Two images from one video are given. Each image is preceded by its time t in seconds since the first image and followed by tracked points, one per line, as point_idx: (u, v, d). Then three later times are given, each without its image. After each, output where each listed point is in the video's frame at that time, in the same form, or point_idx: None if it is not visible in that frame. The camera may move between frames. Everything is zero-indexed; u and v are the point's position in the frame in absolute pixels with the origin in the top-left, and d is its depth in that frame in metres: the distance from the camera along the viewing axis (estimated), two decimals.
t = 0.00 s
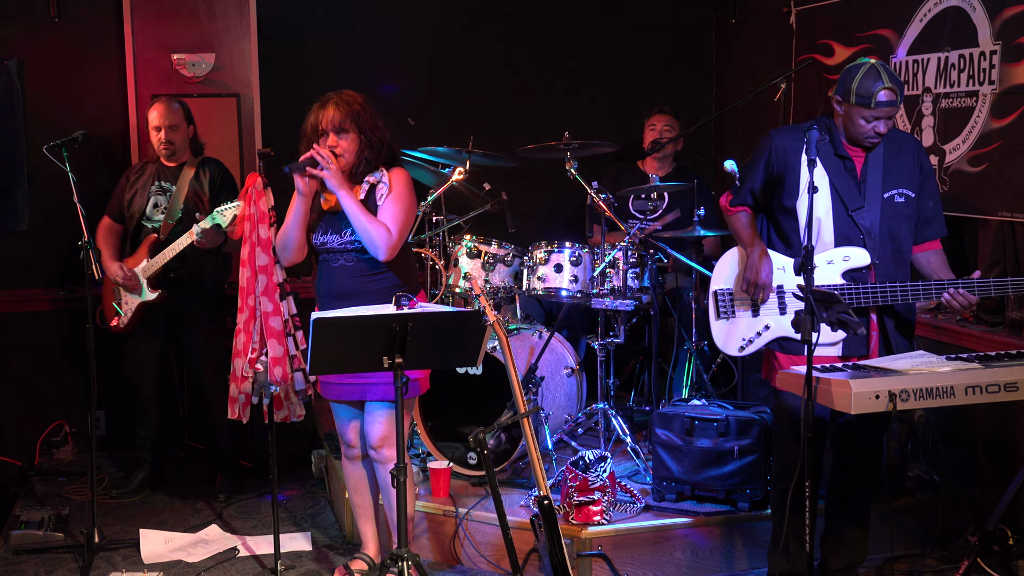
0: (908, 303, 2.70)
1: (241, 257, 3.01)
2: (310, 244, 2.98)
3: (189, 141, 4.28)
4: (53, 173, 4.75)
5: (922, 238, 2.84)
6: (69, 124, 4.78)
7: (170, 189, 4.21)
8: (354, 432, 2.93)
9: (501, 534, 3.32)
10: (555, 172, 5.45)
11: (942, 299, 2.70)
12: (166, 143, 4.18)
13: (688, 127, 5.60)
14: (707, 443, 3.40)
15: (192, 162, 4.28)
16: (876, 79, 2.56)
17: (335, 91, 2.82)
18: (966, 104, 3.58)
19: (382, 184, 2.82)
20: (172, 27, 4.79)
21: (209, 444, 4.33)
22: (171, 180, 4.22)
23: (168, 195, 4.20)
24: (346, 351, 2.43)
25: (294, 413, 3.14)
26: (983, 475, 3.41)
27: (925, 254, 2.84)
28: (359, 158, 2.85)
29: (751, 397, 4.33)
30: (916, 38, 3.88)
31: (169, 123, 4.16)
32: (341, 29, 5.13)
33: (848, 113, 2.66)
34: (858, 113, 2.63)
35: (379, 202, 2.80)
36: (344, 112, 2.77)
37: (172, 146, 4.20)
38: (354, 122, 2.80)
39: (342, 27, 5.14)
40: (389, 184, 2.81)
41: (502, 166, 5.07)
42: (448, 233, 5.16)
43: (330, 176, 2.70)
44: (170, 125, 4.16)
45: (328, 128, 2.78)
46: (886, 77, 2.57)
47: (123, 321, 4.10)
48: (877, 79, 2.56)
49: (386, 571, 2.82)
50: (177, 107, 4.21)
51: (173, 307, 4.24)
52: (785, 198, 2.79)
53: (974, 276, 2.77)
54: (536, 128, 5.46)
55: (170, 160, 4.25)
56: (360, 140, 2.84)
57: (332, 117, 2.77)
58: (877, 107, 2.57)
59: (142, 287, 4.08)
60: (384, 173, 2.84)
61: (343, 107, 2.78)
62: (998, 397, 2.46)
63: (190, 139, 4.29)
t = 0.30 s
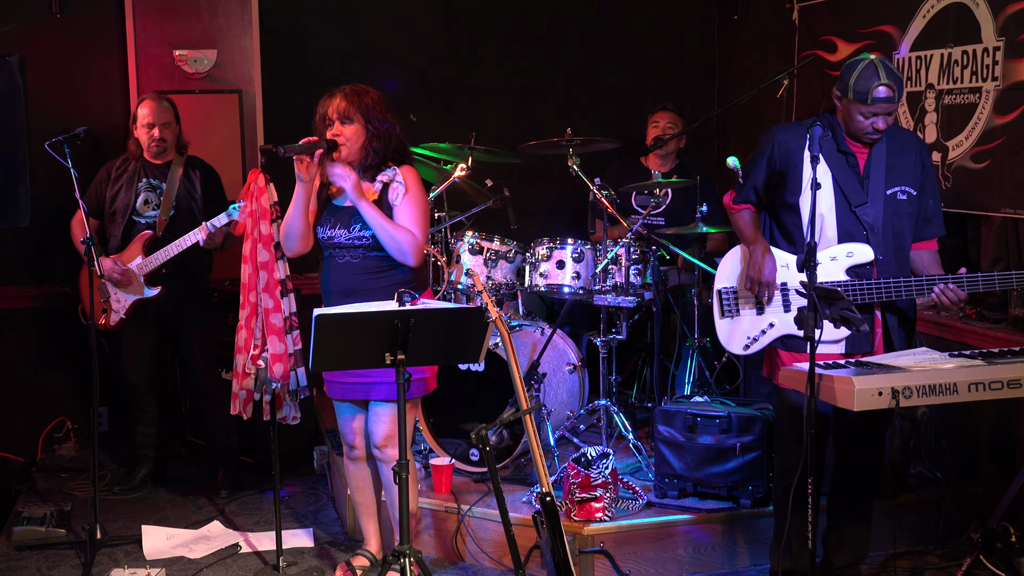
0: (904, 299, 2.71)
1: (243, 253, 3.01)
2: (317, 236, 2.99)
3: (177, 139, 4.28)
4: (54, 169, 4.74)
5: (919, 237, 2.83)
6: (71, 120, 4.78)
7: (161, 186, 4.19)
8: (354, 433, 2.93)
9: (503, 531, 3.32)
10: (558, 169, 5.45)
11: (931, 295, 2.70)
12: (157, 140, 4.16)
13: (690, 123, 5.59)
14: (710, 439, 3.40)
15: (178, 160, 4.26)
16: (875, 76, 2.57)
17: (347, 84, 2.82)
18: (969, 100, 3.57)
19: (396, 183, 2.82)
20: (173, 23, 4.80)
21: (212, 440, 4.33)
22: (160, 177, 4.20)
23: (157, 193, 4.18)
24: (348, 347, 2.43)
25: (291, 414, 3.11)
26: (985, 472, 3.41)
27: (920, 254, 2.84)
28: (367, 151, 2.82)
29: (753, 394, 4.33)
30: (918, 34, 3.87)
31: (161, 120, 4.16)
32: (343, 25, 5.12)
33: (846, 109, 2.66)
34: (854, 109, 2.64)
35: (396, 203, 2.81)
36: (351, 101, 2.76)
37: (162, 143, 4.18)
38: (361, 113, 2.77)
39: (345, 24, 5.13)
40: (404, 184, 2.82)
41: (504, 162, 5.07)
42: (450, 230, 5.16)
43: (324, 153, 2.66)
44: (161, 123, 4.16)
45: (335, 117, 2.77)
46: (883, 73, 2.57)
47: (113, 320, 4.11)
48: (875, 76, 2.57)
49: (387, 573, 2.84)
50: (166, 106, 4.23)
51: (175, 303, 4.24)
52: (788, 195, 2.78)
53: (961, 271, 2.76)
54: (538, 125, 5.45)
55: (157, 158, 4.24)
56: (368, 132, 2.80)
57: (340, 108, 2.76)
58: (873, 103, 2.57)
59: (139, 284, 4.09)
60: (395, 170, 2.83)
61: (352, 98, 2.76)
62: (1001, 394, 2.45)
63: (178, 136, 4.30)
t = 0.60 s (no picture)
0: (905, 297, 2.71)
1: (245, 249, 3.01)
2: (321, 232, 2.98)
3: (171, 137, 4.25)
4: (56, 165, 4.73)
5: (922, 238, 2.82)
6: (73, 117, 4.77)
7: (159, 184, 4.19)
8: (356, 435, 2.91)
9: (505, 528, 3.31)
10: (560, 166, 5.44)
11: (923, 296, 2.70)
12: (154, 139, 4.12)
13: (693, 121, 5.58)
14: (712, 436, 3.39)
15: (173, 159, 4.24)
16: (879, 68, 2.56)
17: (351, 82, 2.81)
18: (972, 98, 3.56)
19: (408, 187, 2.80)
20: (176, 20, 4.79)
21: (214, 437, 4.34)
22: (157, 175, 4.20)
23: (157, 191, 4.18)
24: (350, 344, 2.43)
25: (293, 411, 3.08)
26: (988, 470, 3.40)
27: (920, 254, 2.83)
28: (368, 149, 2.81)
29: (756, 391, 4.32)
30: (922, 31, 3.86)
31: (159, 119, 4.11)
32: (345, 22, 5.12)
33: (852, 101, 2.65)
34: (859, 101, 2.63)
35: (415, 207, 2.81)
36: (354, 98, 2.76)
37: (160, 142, 4.14)
38: (365, 110, 2.77)
39: (347, 21, 5.13)
40: (415, 186, 2.80)
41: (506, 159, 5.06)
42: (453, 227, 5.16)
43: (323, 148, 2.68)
44: (157, 121, 4.11)
45: (338, 113, 2.76)
46: (888, 65, 2.57)
47: (115, 319, 4.11)
48: (879, 68, 2.56)
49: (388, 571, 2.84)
50: (163, 104, 4.15)
51: (176, 300, 4.24)
52: (791, 191, 2.78)
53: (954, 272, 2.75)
54: (540, 122, 5.45)
55: (152, 156, 4.20)
56: (372, 129, 2.79)
57: (343, 105, 2.76)
58: (877, 94, 2.56)
59: (142, 284, 4.10)
60: (403, 172, 2.80)
61: (356, 94, 2.76)
62: (1004, 392, 2.45)
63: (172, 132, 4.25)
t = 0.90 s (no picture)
0: (906, 293, 2.71)
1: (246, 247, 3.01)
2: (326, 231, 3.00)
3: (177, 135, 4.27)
4: (58, 163, 4.74)
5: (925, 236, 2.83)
6: (75, 115, 4.77)
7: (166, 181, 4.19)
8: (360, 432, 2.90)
9: (507, 526, 3.32)
10: (561, 164, 5.44)
11: (921, 292, 2.70)
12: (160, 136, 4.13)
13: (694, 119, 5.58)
14: (713, 435, 3.39)
15: (179, 156, 4.25)
16: (883, 64, 2.56)
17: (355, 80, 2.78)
18: (974, 95, 3.55)
19: (412, 183, 2.80)
20: (177, 17, 4.79)
21: (216, 434, 4.34)
22: (164, 173, 4.19)
23: (164, 188, 4.18)
24: (351, 341, 2.43)
25: (295, 408, 3.08)
26: (989, 468, 3.40)
27: (923, 252, 2.83)
28: (376, 151, 2.81)
29: (757, 390, 4.33)
30: (923, 29, 3.85)
31: (162, 116, 4.12)
32: (346, 20, 5.12)
33: (855, 97, 2.66)
34: (862, 97, 2.63)
35: (418, 203, 2.81)
36: (361, 98, 2.72)
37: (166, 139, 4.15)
38: (371, 110, 2.74)
39: (348, 19, 5.13)
40: (419, 182, 2.80)
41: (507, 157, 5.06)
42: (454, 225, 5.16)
43: (329, 150, 2.62)
44: (159, 118, 4.12)
45: (344, 113, 2.73)
46: (892, 62, 2.57)
47: (123, 318, 4.11)
48: (884, 64, 2.56)
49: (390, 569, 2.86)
50: (167, 101, 4.17)
51: (178, 298, 4.24)
52: (794, 187, 2.78)
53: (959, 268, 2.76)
54: (541, 120, 5.44)
55: (157, 154, 4.21)
56: (379, 129, 2.78)
57: (348, 105, 2.72)
58: (880, 90, 2.56)
59: (151, 282, 4.10)
60: (408, 168, 2.80)
61: (361, 94, 2.72)
62: (1005, 389, 2.45)
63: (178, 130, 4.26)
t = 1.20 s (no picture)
0: (910, 292, 2.70)
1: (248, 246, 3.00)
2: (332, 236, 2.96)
3: (200, 129, 4.26)
4: (59, 161, 4.74)
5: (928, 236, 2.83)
6: (76, 112, 4.77)
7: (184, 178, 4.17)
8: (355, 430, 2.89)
9: (507, 524, 3.32)
10: (562, 162, 5.44)
11: (926, 291, 2.69)
12: (179, 130, 4.14)
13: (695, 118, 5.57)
14: (714, 434, 3.40)
15: (200, 151, 4.24)
16: (888, 65, 2.56)
17: (357, 82, 2.77)
18: (975, 94, 3.54)
19: (415, 180, 2.79)
20: (178, 15, 4.79)
21: (217, 433, 4.35)
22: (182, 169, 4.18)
23: (180, 184, 4.17)
24: (352, 340, 2.43)
25: (296, 406, 3.09)
26: (989, 467, 3.40)
27: (927, 252, 2.83)
28: (382, 153, 2.79)
29: (758, 388, 4.40)
30: (924, 28, 3.85)
31: (184, 109, 4.13)
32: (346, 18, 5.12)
33: (858, 97, 2.65)
34: (865, 98, 2.63)
35: (422, 200, 2.80)
36: (367, 102, 2.72)
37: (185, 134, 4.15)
38: (377, 114, 2.74)
39: (349, 17, 5.13)
40: (422, 180, 2.79)
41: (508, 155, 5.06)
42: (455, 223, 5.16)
43: (335, 158, 2.60)
44: (182, 112, 4.13)
45: (350, 119, 2.73)
46: (896, 63, 2.57)
47: (136, 314, 4.14)
48: (888, 65, 2.56)
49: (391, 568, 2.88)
50: (190, 96, 4.19)
51: (179, 297, 4.24)
52: (797, 187, 2.78)
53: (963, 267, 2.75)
54: (542, 118, 5.44)
55: (178, 149, 4.21)
56: (384, 133, 2.78)
57: (354, 110, 2.72)
58: (884, 92, 2.56)
59: (163, 278, 4.13)
60: (410, 166, 2.80)
61: (366, 96, 2.72)
62: (1006, 388, 2.45)
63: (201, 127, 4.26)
